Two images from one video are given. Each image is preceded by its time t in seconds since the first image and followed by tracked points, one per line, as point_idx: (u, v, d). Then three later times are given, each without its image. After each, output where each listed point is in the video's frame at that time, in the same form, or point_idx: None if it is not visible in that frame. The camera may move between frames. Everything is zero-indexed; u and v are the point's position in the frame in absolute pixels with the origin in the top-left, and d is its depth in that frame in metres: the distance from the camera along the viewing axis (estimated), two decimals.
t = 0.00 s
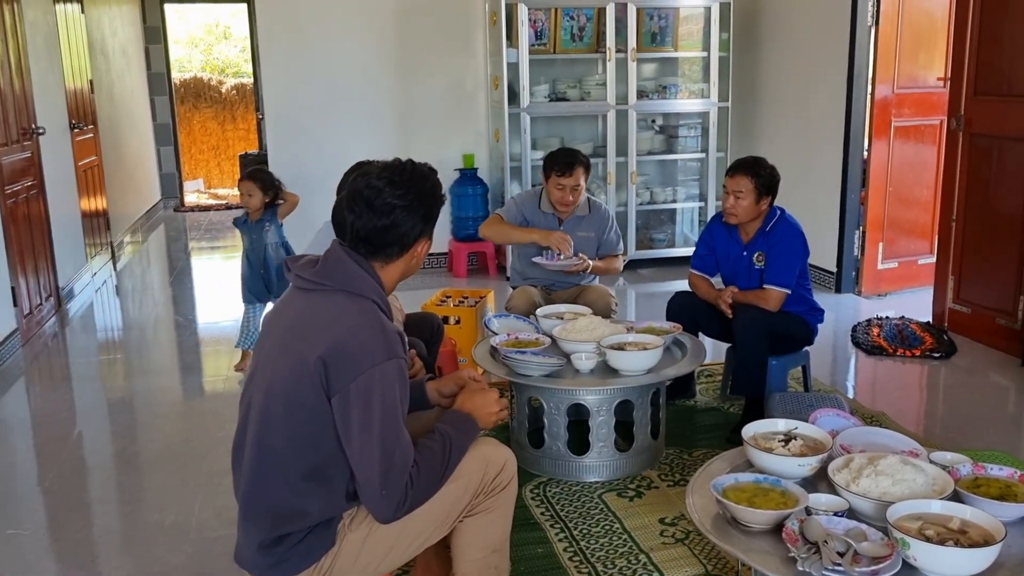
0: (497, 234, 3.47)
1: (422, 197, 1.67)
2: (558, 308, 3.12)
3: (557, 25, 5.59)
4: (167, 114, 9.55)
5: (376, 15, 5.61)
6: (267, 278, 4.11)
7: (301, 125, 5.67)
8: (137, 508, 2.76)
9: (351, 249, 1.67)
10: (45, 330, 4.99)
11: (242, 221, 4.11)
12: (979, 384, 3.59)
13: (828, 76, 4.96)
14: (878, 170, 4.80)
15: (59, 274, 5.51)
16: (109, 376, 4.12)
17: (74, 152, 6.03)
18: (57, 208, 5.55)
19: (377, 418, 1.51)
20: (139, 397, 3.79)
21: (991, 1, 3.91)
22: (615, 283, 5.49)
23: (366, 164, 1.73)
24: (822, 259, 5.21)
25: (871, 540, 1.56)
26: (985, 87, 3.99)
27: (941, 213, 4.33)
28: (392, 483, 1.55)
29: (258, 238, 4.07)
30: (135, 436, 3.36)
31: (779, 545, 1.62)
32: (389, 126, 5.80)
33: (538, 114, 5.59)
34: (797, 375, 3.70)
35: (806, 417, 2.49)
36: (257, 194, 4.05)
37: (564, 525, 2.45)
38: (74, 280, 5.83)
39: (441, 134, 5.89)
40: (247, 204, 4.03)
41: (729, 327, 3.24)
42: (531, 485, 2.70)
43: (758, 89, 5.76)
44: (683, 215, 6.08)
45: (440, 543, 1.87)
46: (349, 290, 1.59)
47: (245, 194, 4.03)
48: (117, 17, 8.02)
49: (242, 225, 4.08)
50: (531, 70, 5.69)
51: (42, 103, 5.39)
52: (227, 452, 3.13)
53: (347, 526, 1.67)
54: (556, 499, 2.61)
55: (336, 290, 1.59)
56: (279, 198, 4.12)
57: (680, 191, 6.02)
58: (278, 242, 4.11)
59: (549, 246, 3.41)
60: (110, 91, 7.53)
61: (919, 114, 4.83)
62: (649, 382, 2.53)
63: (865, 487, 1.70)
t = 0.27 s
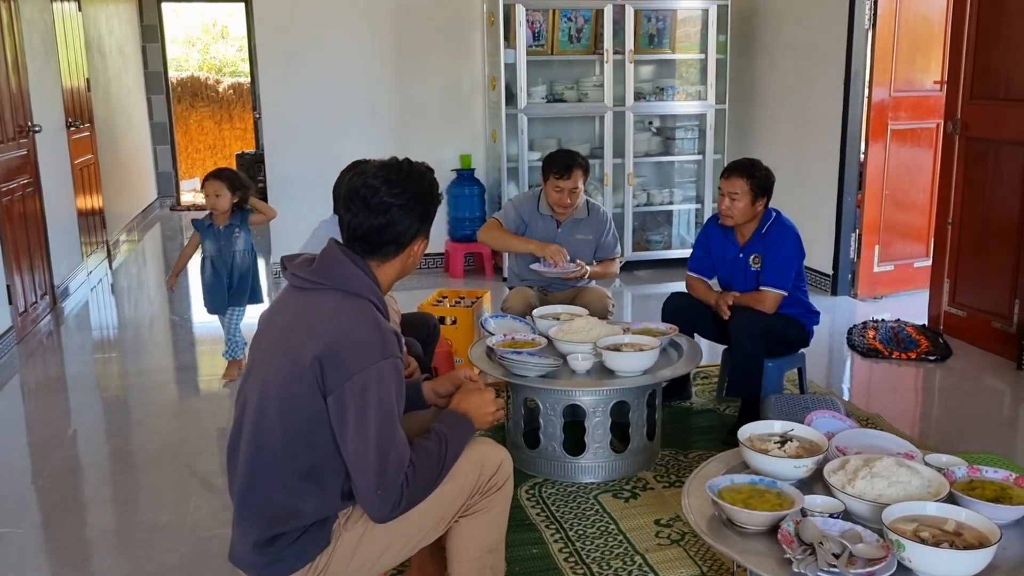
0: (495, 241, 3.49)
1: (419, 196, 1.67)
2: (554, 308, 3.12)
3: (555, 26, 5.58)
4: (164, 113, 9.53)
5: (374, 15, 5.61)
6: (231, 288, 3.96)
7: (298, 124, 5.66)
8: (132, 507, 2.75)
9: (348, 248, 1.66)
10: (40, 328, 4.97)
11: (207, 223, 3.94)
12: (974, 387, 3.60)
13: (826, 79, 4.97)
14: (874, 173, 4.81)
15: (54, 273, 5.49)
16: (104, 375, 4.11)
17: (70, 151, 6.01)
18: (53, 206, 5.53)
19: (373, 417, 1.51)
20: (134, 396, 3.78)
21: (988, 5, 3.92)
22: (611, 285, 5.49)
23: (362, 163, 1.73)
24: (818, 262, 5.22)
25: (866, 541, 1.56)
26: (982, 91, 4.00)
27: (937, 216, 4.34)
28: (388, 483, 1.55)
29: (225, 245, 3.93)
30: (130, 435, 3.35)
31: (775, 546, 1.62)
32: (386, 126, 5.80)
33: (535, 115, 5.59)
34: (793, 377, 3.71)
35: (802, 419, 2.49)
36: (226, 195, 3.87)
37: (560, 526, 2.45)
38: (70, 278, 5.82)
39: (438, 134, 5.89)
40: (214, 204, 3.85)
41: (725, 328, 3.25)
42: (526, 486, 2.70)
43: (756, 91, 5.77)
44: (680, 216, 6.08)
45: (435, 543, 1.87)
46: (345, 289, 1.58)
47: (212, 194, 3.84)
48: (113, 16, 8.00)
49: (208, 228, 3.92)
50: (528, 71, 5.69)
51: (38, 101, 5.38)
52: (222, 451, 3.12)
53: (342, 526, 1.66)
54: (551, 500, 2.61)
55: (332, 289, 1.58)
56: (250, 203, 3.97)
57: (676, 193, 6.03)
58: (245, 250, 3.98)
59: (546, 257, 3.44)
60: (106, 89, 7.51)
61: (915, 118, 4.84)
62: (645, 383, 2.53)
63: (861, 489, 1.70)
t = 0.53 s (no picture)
0: (493, 244, 3.47)
1: (416, 194, 1.66)
2: (550, 308, 3.12)
3: (552, 26, 5.58)
4: (159, 110, 9.50)
5: (371, 13, 5.60)
6: (184, 303, 3.71)
7: (295, 122, 5.65)
8: (124, 505, 2.74)
9: (344, 246, 1.66)
10: (34, 325, 4.95)
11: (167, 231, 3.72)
12: (969, 389, 3.60)
13: (822, 81, 4.97)
14: (870, 175, 4.81)
15: (48, 269, 5.47)
16: (97, 372, 4.09)
17: (65, 147, 5.99)
18: (47, 203, 5.51)
19: (368, 415, 1.50)
20: (128, 394, 3.77)
21: (985, 7, 3.92)
22: (607, 285, 5.48)
23: (359, 160, 1.72)
24: (814, 264, 5.22)
25: (862, 543, 1.56)
26: (979, 94, 4.01)
27: (932, 218, 4.35)
28: (383, 482, 1.54)
29: (184, 255, 3.70)
30: (124, 432, 3.33)
31: (771, 547, 1.62)
32: (383, 125, 5.79)
33: (531, 115, 5.59)
34: (788, 378, 3.70)
35: (797, 420, 2.49)
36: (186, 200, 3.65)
37: (554, 526, 2.45)
38: (64, 275, 5.79)
39: (434, 133, 5.88)
40: (173, 208, 3.63)
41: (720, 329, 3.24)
42: (521, 486, 2.70)
43: (752, 92, 5.77)
44: (676, 217, 6.08)
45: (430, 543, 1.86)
46: (340, 287, 1.57)
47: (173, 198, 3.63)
48: (109, 12, 7.98)
49: (167, 237, 3.69)
50: (525, 71, 5.69)
51: (34, 97, 5.36)
52: (216, 450, 3.11)
53: (336, 524, 1.65)
54: (546, 500, 2.60)
55: (328, 287, 1.58)
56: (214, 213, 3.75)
57: (673, 194, 6.03)
58: (205, 264, 3.74)
59: (541, 262, 3.45)
60: (102, 86, 7.48)
61: (912, 120, 4.84)
62: (641, 383, 2.53)
63: (856, 490, 1.69)
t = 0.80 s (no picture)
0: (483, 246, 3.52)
1: (414, 192, 1.65)
2: (546, 307, 3.12)
3: (550, 25, 5.58)
4: (155, 106, 9.47)
5: (368, 11, 5.59)
6: (152, 330, 3.42)
7: (291, 120, 5.64)
8: (118, 502, 2.73)
9: (341, 243, 1.65)
10: (28, 320, 4.93)
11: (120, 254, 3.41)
12: (964, 391, 3.60)
13: (819, 82, 4.98)
14: (867, 176, 4.82)
15: (43, 265, 5.45)
16: (91, 368, 4.08)
17: (61, 142, 5.97)
18: (42, 198, 5.49)
19: (364, 413, 1.50)
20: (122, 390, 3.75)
21: (982, 10, 3.93)
22: (603, 284, 5.48)
23: (357, 158, 1.72)
24: (809, 264, 5.23)
25: (856, 543, 1.56)
26: (975, 96, 4.02)
27: (928, 219, 4.36)
28: (378, 480, 1.54)
29: (140, 278, 3.38)
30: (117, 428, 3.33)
31: (765, 547, 1.62)
32: (379, 122, 5.78)
33: (528, 114, 5.58)
34: (783, 378, 3.71)
35: (792, 421, 2.49)
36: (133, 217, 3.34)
37: (549, 525, 2.45)
38: (59, 270, 5.77)
39: (431, 131, 5.87)
40: (117, 226, 3.33)
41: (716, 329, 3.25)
42: (516, 484, 2.69)
43: (749, 92, 5.77)
44: (672, 216, 6.08)
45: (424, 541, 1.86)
46: (336, 284, 1.57)
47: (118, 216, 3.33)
48: (106, 7, 7.95)
49: (120, 260, 3.38)
50: (522, 69, 5.68)
51: (29, 92, 5.34)
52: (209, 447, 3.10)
53: (331, 522, 1.65)
54: (540, 499, 2.60)
55: (324, 284, 1.57)
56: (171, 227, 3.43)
57: (669, 193, 6.03)
58: (166, 284, 3.44)
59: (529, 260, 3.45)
60: (98, 81, 7.46)
61: (908, 121, 4.85)
62: (636, 382, 2.53)
63: (851, 491, 1.70)
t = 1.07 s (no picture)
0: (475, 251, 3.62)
1: (411, 190, 1.65)
2: (542, 306, 3.11)
3: (547, 24, 5.58)
4: (151, 103, 9.45)
5: (366, 9, 5.57)
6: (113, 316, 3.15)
7: (288, 117, 5.63)
8: (112, 500, 2.72)
9: (337, 241, 1.64)
10: (22, 317, 4.91)
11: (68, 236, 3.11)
12: (959, 391, 3.61)
13: (817, 82, 4.98)
14: (864, 177, 4.82)
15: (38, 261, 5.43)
16: (87, 366, 4.06)
17: (56, 139, 5.95)
18: (38, 195, 5.48)
19: (359, 413, 1.49)
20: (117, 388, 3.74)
21: (979, 11, 3.93)
22: (599, 284, 5.48)
23: (354, 155, 1.71)
24: (806, 265, 5.23)
25: (853, 545, 1.56)
26: (972, 97, 4.02)
27: (925, 220, 4.36)
28: (373, 479, 1.54)
29: (96, 259, 3.12)
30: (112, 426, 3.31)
31: (761, 548, 1.61)
32: (376, 121, 5.77)
33: (525, 113, 5.58)
34: (779, 379, 3.71)
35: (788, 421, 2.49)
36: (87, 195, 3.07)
37: (544, 525, 2.44)
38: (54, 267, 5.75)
39: (428, 130, 5.86)
40: (67, 205, 3.03)
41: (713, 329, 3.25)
42: (511, 484, 2.69)
43: (747, 92, 5.77)
44: (669, 216, 6.08)
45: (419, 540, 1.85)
46: (332, 283, 1.56)
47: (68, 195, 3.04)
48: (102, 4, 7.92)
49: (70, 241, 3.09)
50: (520, 68, 5.68)
51: (25, 88, 5.32)
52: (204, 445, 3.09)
53: (326, 521, 1.64)
54: (536, 499, 2.60)
55: (320, 283, 1.56)
56: (124, 207, 3.20)
57: (666, 193, 6.03)
58: (124, 266, 3.18)
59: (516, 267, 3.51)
60: (94, 78, 7.43)
61: (905, 122, 4.85)
62: (632, 382, 2.53)
63: (847, 491, 1.69)
